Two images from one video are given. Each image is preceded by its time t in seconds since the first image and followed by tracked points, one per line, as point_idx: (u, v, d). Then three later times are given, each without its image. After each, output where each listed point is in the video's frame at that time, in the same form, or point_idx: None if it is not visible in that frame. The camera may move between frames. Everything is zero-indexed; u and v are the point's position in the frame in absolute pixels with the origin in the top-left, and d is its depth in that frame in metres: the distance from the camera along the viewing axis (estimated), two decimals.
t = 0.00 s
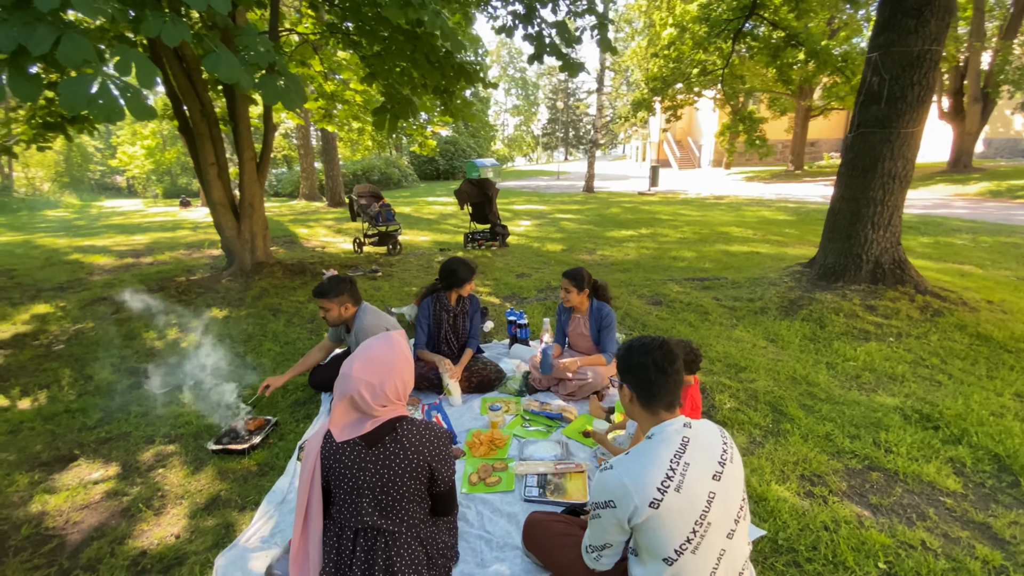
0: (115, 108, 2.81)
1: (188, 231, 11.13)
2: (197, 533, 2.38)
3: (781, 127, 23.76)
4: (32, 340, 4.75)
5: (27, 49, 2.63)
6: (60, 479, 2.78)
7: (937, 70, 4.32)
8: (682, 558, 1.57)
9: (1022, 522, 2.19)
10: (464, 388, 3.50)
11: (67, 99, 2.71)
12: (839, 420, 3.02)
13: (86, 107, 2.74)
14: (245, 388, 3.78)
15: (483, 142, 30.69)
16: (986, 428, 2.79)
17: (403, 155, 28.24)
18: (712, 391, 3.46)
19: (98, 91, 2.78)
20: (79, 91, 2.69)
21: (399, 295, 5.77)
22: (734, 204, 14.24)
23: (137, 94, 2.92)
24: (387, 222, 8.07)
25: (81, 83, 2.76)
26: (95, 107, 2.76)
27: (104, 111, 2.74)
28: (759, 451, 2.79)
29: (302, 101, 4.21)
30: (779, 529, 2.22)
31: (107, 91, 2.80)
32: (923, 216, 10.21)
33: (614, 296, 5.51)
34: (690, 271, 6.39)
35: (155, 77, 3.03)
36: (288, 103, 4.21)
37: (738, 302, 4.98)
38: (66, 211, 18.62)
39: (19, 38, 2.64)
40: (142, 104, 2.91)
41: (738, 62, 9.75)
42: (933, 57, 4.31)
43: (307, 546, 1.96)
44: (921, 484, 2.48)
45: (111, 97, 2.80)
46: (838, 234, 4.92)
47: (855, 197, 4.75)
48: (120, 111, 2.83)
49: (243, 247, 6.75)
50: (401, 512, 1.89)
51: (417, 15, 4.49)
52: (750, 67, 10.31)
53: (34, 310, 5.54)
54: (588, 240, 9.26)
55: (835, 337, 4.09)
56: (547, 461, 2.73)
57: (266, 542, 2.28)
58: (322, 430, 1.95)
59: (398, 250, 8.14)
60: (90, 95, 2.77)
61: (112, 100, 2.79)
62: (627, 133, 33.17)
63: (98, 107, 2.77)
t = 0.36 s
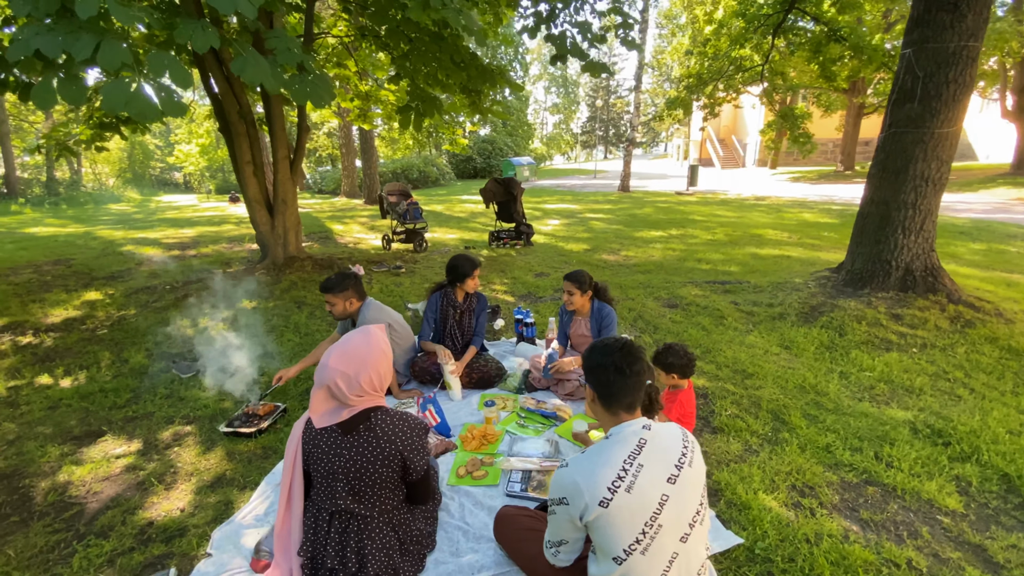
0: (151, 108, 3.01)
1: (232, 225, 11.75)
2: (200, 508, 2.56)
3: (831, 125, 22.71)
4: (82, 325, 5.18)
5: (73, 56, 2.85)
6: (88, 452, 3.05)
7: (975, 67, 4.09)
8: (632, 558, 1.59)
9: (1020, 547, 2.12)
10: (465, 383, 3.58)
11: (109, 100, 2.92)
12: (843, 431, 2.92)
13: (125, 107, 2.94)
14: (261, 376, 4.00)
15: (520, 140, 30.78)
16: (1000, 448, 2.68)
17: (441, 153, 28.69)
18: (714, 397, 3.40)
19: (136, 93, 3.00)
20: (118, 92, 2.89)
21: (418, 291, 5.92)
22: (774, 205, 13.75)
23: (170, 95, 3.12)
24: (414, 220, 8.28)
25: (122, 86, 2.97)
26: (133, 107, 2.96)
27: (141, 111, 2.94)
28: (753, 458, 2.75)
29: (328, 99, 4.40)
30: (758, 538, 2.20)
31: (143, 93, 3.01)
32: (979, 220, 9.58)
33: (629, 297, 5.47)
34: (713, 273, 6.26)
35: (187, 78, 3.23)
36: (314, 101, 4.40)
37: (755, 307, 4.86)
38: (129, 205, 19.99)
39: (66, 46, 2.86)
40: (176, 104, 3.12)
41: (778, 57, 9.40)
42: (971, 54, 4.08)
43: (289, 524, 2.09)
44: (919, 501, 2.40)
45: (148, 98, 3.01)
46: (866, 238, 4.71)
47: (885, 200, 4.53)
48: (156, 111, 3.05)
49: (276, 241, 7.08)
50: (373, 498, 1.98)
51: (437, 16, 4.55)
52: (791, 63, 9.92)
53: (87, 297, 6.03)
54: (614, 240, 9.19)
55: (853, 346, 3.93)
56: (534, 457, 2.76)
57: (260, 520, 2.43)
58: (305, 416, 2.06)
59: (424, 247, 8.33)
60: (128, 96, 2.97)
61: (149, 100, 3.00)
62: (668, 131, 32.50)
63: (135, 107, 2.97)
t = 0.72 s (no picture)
0: (154, 99, 3.03)
1: (264, 220, 12.12)
2: (189, 495, 2.61)
3: (880, 122, 21.57)
4: (111, 313, 5.41)
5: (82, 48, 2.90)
6: (96, 435, 3.16)
7: None
8: (588, 573, 1.51)
9: None
10: (462, 381, 3.53)
11: (114, 91, 2.96)
12: (854, 447, 2.72)
13: (128, 96, 2.97)
14: (268, 367, 4.07)
15: (552, 138, 30.65)
16: None
17: (473, 151, 28.86)
18: (719, 405, 3.24)
19: (141, 83, 3.02)
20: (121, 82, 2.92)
21: (431, 288, 5.93)
22: (812, 206, 13.16)
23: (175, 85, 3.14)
24: (435, 217, 8.31)
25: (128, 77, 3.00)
26: (136, 97, 2.99)
27: (142, 100, 2.96)
28: (751, 471, 2.59)
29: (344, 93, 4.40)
30: (745, 558, 2.07)
31: (148, 84, 3.04)
32: None
33: (643, 299, 5.31)
34: (735, 276, 6.01)
35: (195, 73, 3.25)
36: (328, 95, 4.41)
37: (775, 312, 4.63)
38: (175, 200, 20.94)
39: (77, 38, 2.91)
40: (180, 96, 3.13)
41: (817, 50, 8.95)
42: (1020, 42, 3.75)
43: (260, 517, 2.08)
44: (932, 528, 2.20)
45: (152, 89, 3.03)
46: (899, 241, 4.40)
47: (921, 200, 4.22)
48: (159, 102, 3.06)
49: (299, 236, 7.21)
50: (339, 495, 1.95)
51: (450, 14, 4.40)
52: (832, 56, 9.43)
53: (120, 286, 6.31)
54: (638, 240, 8.98)
55: (877, 356, 3.68)
56: (521, 460, 2.70)
57: (243, 510, 2.46)
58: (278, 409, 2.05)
59: (444, 244, 8.36)
60: (133, 86, 3.01)
61: (153, 91, 3.02)
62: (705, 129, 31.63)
63: (138, 97, 3.00)
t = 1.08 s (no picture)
0: (163, 101, 3.10)
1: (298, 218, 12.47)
2: (184, 493, 2.66)
3: (938, 121, 20.27)
4: (143, 307, 5.64)
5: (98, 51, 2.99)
6: (109, 427, 3.27)
7: None
8: None
9: None
10: (463, 388, 3.48)
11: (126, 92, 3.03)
12: (872, 479, 2.50)
13: (138, 99, 3.05)
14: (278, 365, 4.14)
15: (587, 137, 30.34)
16: None
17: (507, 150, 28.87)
18: (728, 425, 3.06)
19: (152, 85, 3.09)
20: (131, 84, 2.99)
21: (448, 289, 5.93)
22: (858, 209, 12.47)
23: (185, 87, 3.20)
24: (458, 218, 8.32)
25: (139, 79, 3.08)
26: (146, 99, 3.07)
27: (150, 102, 3.03)
28: (753, 499, 2.43)
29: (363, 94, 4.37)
30: None
31: (159, 86, 3.11)
32: None
33: (662, 307, 5.13)
34: (763, 284, 5.74)
35: (206, 74, 3.30)
36: (345, 97, 4.43)
37: (801, 325, 4.37)
38: (221, 197, 21.87)
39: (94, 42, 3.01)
40: (190, 97, 3.18)
41: (865, 45, 8.44)
42: None
43: (237, 523, 2.08)
44: None
45: (161, 91, 3.10)
46: (942, 252, 4.07)
47: (967, 207, 3.89)
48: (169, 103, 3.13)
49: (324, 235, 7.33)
50: (310, 506, 1.93)
51: (461, 21, 4.41)
52: (881, 51, 8.89)
53: (155, 280, 6.58)
54: (665, 244, 8.73)
55: (909, 378, 3.40)
56: (510, 475, 2.63)
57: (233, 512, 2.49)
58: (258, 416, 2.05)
59: (467, 245, 8.38)
60: (143, 89, 3.08)
61: (162, 92, 3.08)
62: (748, 128, 30.58)
63: (148, 99, 3.07)
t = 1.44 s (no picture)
0: (197, 96, 3.24)
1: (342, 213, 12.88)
2: (197, 475, 2.77)
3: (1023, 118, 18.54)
4: (188, 295, 5.96)
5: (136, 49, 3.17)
6: (140, 408, 3.46)
7: None
8: None
9: None
10: (472, 386, 3.46)
11: (162, 87, 3.18)
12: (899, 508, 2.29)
13: (174, 95, 3.18)
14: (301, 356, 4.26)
15: (633, 136, 29.75)
16: None
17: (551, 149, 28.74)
18: (745, 440, 2.89)
19: (186, 80, 3.25)
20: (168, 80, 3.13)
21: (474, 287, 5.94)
22: (923, 214, 11.59)
23: (217, 85, 3.34)
24: (492, 216, 8.39)
25: (175, 74, 3.24)
26: (181, 95, 3.20)
27: (186, 97, 3.16)
28: (762, 521, 2.27)
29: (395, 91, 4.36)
30: None
31: (193, 83, 3.25)
32: None
33: (691, 312, 4.93)
34: (804, 291, 5.42)
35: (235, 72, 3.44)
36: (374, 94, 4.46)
37: (839, 336, 4.08)
38: (276, 193, 22.92)
39: (134, 40, 3.20)
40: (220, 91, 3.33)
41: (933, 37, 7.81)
42: None
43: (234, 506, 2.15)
44: None
45: (195, 87, 3.23)
46: (1004, 262, 3.69)
47: None
48: (201, 97, 3.27)
49: (359, 232, 7.49)
50: (296, 498, 1.95)
51: (487, 22, 4.47)
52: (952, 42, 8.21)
53: (203, 271, 6.94)
54: (705, 247, 8.42)
55: (957, 399, 3.10)
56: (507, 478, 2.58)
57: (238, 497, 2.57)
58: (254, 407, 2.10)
59: (499, 243, 8.44)
60: (179, 85, 3.22)
61: (195, 87, 3.22)
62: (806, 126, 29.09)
63: (183, 95, 3.21)
